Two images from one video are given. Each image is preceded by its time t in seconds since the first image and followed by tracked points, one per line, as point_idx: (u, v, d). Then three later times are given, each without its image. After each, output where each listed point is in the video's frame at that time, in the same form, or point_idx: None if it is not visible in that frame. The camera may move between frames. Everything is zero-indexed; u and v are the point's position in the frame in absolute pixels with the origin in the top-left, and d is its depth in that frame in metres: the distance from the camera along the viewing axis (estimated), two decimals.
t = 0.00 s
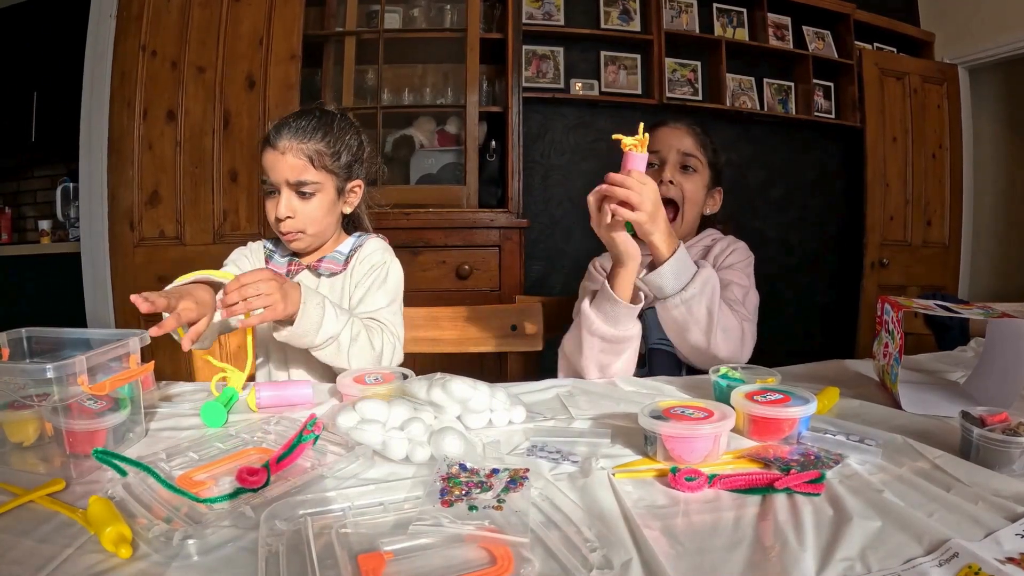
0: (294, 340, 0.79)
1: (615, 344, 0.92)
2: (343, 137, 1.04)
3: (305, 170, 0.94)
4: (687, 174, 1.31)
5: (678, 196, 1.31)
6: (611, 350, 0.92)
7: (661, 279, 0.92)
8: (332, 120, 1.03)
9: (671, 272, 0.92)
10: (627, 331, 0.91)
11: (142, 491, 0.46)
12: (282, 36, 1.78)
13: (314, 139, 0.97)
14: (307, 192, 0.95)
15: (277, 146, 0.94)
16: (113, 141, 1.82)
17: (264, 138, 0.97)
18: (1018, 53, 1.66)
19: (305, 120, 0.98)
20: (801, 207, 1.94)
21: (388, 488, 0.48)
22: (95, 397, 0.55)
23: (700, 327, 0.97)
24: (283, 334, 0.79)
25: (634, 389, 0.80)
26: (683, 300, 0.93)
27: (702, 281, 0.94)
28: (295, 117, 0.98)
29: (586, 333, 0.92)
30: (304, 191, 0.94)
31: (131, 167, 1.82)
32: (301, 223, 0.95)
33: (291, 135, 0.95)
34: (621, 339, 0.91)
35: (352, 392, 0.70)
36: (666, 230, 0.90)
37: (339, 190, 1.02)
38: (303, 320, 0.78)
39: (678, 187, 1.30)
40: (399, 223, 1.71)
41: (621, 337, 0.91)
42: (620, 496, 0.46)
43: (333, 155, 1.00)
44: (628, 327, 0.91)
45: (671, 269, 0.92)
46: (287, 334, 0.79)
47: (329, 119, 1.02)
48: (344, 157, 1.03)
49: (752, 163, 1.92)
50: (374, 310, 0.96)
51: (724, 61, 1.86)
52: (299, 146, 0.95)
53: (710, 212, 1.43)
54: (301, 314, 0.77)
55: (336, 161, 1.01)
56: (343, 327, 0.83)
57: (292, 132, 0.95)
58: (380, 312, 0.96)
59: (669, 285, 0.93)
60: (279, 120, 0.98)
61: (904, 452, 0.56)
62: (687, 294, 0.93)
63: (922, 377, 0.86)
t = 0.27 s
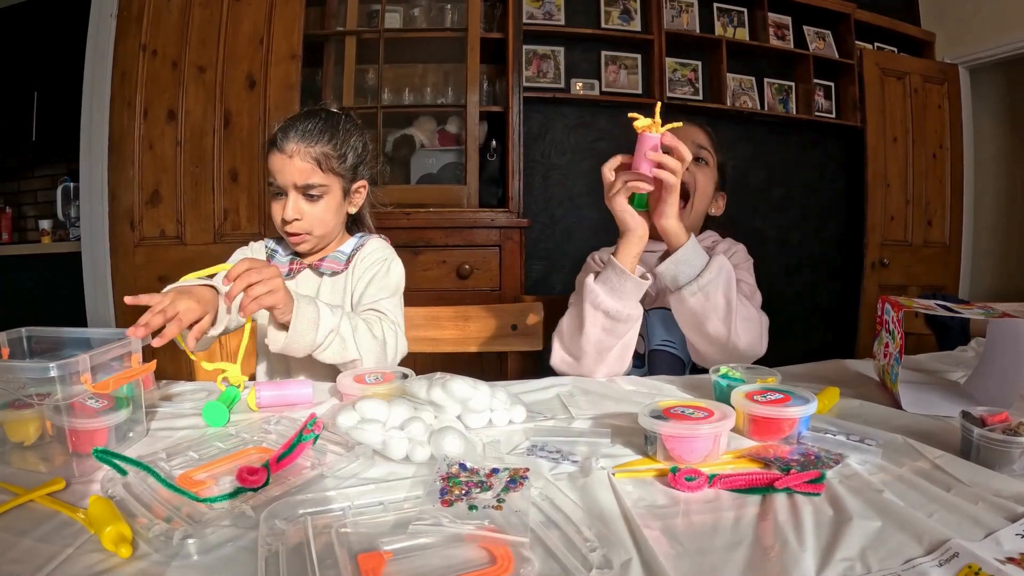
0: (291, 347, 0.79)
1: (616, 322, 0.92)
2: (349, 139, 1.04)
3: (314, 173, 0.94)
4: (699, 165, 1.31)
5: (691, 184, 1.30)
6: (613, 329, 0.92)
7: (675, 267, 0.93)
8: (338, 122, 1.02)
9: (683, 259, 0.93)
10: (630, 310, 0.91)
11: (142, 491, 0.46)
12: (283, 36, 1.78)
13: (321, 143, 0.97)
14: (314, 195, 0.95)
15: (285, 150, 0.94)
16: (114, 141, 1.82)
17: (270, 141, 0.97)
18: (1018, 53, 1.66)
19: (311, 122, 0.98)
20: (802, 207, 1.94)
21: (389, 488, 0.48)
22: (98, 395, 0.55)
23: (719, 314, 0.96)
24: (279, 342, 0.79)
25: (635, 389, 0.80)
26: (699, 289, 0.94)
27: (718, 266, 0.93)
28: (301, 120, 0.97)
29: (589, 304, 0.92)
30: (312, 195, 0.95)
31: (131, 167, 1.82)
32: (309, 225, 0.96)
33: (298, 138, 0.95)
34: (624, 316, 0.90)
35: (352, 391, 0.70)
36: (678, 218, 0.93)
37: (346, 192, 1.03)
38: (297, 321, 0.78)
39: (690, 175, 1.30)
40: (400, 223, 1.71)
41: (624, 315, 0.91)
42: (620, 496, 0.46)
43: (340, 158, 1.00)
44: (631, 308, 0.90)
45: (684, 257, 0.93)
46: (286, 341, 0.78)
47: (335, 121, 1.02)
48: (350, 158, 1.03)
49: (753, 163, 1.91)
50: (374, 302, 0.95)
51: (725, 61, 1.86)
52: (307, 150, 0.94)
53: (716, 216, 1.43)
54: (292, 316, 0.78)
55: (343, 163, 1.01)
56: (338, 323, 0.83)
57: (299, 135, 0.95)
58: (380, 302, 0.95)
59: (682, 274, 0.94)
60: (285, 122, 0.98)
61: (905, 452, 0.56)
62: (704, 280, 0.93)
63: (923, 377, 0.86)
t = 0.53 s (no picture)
0: (257, 301, 0.64)
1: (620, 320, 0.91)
2: (347, 139, 1.03)
3: (313, 176, 0.95)
4: (698, 163, 1.31)
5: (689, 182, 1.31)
6: (617, 327, 0.92)
7: (688, 282, 0.94)
8: (336, 123, 1.02)
9: (695, 274, 0.94)
10: (632, 306, 0.91)
11: (142, 490, 0.46)
12: (283, 36, 1.78)
13: (320, 144, 0.97)
14: (314, 198, 0.95)
15: (283, 153, 0.94)
16: (114, 141, 1.83)
17: (268, 143, 0.97)
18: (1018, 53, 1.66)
19: (309, 123, 0.98)
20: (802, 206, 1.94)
21: (389, 488, 0.48)
22: (100, 394, 0.55)
23: (734, 328, 0.96)
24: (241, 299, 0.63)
25: (635, 389, 0.80)
26: (712, 303, 0.94)
27: (730, 281, 0.94)
28: (299, 121, 0.97)
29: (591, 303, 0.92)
30: (311, 196, 0.95)
31: (131, 167, 1.82)
32: (310, 226, 0.96)
33: (296, 140, 0.95)
34: (626, 312, 0.90)
35: (352, 392, 0.70)
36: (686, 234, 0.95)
37: (345, 192, 1.03)
38: (260, 266, 0.63)
39: (689, 173, 1.31)
40: (399, 223, 1.71)
41: (627, 311, 0.91)
42: (620, 496, 0.46)
43: (338, 159, 1.00)
44: (633, 302, 0.91)
45: (697, 273, 0.94)
46: (251, 294, 0.63)
47: (333, 121, 1.02)
48: (348, 159, 1.03)
49: (753, 162, 1.91)
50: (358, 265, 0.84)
51: (725, 61, 1.86)
52: (305, 152, 0.94)
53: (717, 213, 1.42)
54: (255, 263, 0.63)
55: (341, 163, 1.01)
56: (306, 266, 0.68)
57: (297, 136, 0.95)
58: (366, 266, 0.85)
59: (694, 288, 0.95)
60: (283, 124, 0.98)
61: (905, 452, 0.56)
62: (716, 295, 0.94)
63: (923, 377, 0.85)
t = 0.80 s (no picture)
0: (217, 279, 0.60)
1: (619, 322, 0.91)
2: (341, 138, 1.03)
3: (304, 175, 0.95)
4: (693, 164, 1.31)
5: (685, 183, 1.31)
6: (616, 329, 0.91)
7: (675, 284, 0.95)
8: (330, 121, 1.02)
9: (682, 277, 0.95)
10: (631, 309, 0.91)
11: (143, 491, 0.46)
12: (283, 36, 1.78)
13: (313, 143, 0.97)
14: (306, 196, 0.96)
15: (275, 151, 0.94)
16: (113, 141, 1.83)
17: (262, 141, 0.98)
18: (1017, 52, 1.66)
19: (303, 122, 0.98)
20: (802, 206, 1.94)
21: (389, 488, 0.48)
22: (100, 394, 0.55)
23: (721, 333, 0.96)
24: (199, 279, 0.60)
25: (634, 389, 0.80)
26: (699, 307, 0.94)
27: (719, 284, 0.95)
28: (292, 119, 0.97)
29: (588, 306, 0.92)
30: (303, 194, 0.95)
31: (131, 167, 1.82)
32: (301, 225, 0.96)
33: (289, 138, 0.95)
34: (626, 313, 0.90)
35: (352, 392, 0.70)
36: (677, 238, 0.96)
37: (339, 192, 1.02)
38: (213, 243, 0.59)
39: (684, 174, 1.31)
40: (399, 223, 1.71)
41: (625, 313, 0.91)
42: (620, 496, 0.46)
43: (332, 158, 1.00)
44: (631, 304, 0.90)
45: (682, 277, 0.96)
46: (207, 274, 0.59)
47: (326, 120, 1.01)
48: (342, 157, 1.03)
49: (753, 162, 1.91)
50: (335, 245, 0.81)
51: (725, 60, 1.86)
52: (297, 151, 0.95)
53: (716, 210, 1.43)
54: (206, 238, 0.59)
55: (335, 163, 1.01)
56: (263, 240, 0.64)
57: (290, 135, 0.95)
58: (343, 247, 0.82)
59: (682, 291, 0.96)
60: (277, 122, 0.98)
61: (905, 452, 0.56)
62: (703, 300, 0.94)
63: (923, 377, 0.85)
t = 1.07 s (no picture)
0: (201, 304, 0.58)
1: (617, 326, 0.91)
2: (333, 137, 1.03)
3: (295, 175, 0.95)
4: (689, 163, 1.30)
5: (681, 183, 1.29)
6: (615, 332, 0.91)
7: (679, 272, 0.93)
8: (322, 121, 1.02)
9: (687, 267, 0.93)
10: (629, 310, 0.91)
11: (142, 491, 0.46)
12: (283, 36, 1.78)
13: (303, 143, 0.97)
14: (297, 197, 0.96)
15: (265, 151, 0.94)
16: (113, 140, 1.82)
17: (253, 142, 0.97)
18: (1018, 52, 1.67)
19: (294, 121, 0.98)
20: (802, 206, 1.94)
21: (389, 488, 0.48)
22: (101, 394, 0.55)
23: (715, 327, 0.95)
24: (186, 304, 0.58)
25: (633, 388, 0.80)
26: (698, 298, 0.93)
27: (721, 281, 0.94)
28: (284, 119, 0.97)
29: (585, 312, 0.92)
30: (293, 195, 0.95)
31: (131, 167, 1.82)
32: (294, 225, 0.96)
33: (279, 138, 0.95)
34: (621, 317, 0.90)
35: (352, 392, 0.70)
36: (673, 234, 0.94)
37: (330, 191, 1.02)
38: (194, 268, 0.56)
39: (681, 173, 1.29)
40: (400, 223, 1.71)
41: (624, 316, 0.90)
42: (620, 496, 0.46)
43: (323, 158, 1.00)
44: (628, 306, 0.91)
45: (688, 266, 0.93)
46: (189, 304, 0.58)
47: (318, 120, 1.01)
48: (334, 157, 1.02)
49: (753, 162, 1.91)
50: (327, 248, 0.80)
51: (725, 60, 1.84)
52: (287, 151, 0.95)
53: (714, 210, 1.43)
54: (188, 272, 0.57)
55: (326, 162, 1.01)
56: (247, 255, 0.61)
57: (280, 135, 0.95)
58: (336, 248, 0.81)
59: (683, 282, 0.94)
60: (268, 122, 0.98)
61: (906, 452, 0.56)
62: (703, 293, 0.93)
63: (924, 377, 0.85)
